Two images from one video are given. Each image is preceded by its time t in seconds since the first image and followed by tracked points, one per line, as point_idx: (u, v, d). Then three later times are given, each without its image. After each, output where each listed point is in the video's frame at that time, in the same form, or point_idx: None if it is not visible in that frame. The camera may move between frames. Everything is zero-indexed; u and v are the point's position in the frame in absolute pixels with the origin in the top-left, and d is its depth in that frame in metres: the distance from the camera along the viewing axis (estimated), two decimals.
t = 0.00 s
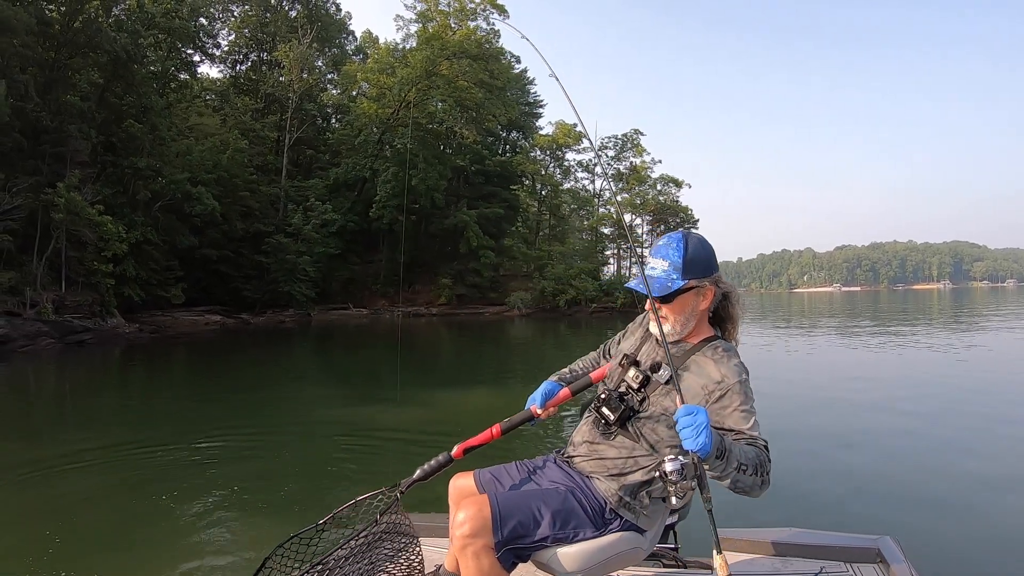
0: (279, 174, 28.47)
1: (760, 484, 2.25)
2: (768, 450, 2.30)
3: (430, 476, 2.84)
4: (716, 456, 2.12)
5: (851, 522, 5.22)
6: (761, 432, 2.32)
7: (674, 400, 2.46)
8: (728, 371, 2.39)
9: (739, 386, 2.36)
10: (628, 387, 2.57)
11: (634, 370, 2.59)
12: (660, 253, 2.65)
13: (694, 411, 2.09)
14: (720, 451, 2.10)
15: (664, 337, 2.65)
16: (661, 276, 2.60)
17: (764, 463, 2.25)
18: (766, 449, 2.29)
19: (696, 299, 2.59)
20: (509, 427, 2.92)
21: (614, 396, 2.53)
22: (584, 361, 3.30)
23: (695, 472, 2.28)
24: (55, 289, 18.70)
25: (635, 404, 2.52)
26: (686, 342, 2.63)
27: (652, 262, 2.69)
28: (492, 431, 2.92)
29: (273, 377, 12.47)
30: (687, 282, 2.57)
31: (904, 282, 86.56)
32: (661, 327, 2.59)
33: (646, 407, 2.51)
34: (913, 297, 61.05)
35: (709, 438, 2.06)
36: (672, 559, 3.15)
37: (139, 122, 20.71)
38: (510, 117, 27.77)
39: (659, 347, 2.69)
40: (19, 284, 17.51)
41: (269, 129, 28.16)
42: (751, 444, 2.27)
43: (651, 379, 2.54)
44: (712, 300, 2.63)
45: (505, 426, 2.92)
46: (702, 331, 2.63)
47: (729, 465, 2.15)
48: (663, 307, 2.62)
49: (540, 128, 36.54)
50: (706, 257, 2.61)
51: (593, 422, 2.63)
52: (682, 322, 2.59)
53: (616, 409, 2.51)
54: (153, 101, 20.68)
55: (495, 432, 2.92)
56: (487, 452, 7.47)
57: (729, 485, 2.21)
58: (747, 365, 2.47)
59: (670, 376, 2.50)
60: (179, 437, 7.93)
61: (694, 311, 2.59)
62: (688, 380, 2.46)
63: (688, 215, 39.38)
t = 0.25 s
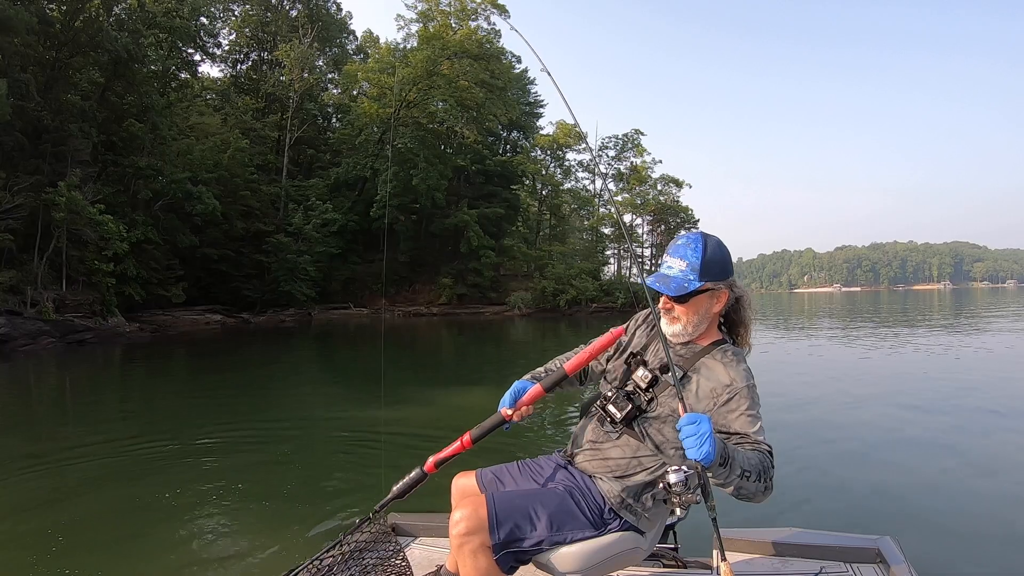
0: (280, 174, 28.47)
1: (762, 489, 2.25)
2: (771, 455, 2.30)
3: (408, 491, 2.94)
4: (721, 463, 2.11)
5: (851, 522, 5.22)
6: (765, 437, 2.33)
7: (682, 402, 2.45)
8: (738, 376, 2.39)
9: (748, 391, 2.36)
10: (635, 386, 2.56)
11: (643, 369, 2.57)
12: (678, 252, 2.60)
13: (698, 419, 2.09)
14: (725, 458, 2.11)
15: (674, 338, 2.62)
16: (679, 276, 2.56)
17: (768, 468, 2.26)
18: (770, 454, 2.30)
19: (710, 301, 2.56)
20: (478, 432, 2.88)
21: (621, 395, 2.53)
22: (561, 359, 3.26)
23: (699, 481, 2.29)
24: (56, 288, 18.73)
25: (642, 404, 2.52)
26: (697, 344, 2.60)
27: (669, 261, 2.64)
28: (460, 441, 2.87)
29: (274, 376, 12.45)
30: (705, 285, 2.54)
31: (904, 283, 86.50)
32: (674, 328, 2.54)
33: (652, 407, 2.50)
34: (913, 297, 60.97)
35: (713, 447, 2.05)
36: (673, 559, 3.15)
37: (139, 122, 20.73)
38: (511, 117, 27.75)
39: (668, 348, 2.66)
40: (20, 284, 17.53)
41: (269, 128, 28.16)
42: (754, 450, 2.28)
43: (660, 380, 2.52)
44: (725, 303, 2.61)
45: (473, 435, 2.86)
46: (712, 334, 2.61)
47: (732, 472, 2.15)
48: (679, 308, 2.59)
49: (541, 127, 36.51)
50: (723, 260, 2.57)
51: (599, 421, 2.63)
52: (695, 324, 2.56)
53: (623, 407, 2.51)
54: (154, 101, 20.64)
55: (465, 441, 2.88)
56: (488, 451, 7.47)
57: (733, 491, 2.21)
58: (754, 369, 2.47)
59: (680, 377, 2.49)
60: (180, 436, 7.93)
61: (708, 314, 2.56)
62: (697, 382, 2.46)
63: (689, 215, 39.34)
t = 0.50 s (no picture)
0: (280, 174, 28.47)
1: (767, 485, 2.26)
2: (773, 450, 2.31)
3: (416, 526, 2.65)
4: (728, 467, 2.11)
5: (850, 522, 5.23)
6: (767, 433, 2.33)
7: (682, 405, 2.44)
8: (736, 373, 2.38)
9: (746, 388, 2.35)
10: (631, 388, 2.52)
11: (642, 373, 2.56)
12: (666, 250, 2.59)
13: (707, 423, 2.07)
14: (733, 460, 2.10)
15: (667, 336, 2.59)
16: (667, 273, 2.54)
17: (772, 464, 2.26)
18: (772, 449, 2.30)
19: (700, 298, 2.55)
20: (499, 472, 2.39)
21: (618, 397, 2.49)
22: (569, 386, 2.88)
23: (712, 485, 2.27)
24: (57, 288, 18.74)
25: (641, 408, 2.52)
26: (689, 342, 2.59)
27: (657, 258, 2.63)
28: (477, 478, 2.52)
29: (274, 376, 12.45)
30: (695, 281, 2.52)
31: (904, 283, 86.50)
32: (665, 326, 2.52)
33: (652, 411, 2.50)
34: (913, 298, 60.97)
35: (722, 451, 2.04)
36: (671, 559, 3.16)
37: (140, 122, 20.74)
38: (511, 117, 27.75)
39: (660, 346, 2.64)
40: (21, 283, 17.54)
41: (269, 128, 28.16)
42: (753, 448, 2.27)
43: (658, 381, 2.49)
44: (715, 299, 2.60)
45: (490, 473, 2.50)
46: (704, 331, 2.60)
47: (740, 472, 2.14)
48: (668, 306, 2.56)
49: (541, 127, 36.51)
50: (712, 255, 2.55)
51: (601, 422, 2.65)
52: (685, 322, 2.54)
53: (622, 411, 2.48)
54: (154, 101, 20.66)
55: (481, 483, 2.41)
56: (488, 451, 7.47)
57: (740, 490, 2.21)
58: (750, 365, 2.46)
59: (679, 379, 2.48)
60: (180, 436, 7.95)
61: (698, 310, 2.55)
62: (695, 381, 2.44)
63: (689, 215, 39.34)
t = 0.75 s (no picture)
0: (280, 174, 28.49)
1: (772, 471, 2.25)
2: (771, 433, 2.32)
3: None
4: (735, 462, 2.10)
5: (850, 522, 5.23)
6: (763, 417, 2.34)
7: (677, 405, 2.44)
8: (723, 363, 2.38)
9: (735, 376, 2.36)
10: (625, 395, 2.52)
11: (632, 378, 2.54)
12: (633, 250, 2.59)
13: (717, 419, 2.07)
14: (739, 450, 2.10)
15: (645, 336, 2.57)
16: (635, 273, 2.53)
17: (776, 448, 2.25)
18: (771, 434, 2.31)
19: (671, 294, 2.54)
20: (512, 527, 2.23)
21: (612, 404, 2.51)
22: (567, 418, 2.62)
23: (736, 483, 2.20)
24: (58, 288, 18.75)
25: (636, 411, 2.51)
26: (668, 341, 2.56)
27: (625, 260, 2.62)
28: (492, 534, 2.30)
29: (274, 376, 12.48)
30: (663, 277, 2.53)
31: (904, 283, 86.50)
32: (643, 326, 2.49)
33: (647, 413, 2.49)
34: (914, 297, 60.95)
35: (733, 446, 2.04)
36: (670, 558, 3.16)
37: (140, 122, 20.75)
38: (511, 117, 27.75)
39: (641, 349, 2.60)
40: (22, 284, 17.54)
41: (269, 129, 28.17)
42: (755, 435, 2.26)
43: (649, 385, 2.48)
44: (688, 294, 2.59)
45: (505, 529, 2.26)
46: (683, 327, 2.59)
47: (748, 464, 2.15)
48: (640, 306, 2.54)
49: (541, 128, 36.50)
50: (679, 250, 2.56)
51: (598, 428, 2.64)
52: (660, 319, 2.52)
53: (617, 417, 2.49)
54: (154, 101, 20.67)
55: (495, 536, 2.28)
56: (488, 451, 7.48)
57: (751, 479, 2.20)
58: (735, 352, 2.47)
59: (669, 379, 2.46)
60: (180, 435, 7.98)
61: (671, 306, 2.54)
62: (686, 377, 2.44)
63: (689, 215, 39.36)
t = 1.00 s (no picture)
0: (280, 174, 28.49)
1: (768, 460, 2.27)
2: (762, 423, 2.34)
3: None
4: (742, 465, 2.12)
5: (850, 522, 5.23)
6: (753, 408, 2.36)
7: (667, 406, 2.41)
8: (707, 359, 2.37)
9: (722, 369, 2.37)
10: (613, 400, 2.49)
11: (618, 383, 2.49)
12: (602, 253, 2.65)
13: (725, 422, 2.08)
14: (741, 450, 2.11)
15: (624, 339, 2.58)
16: (606, 275, 2.58)
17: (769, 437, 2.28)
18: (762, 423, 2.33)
19: (645, 294, 2.55)
20: None
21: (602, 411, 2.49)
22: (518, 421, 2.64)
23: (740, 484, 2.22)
24: (58, 289, 18.75)
25: (626, 416, 2.45)
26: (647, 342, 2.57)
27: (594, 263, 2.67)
28: None
29: (274, 377, 12.48)
30: (634, 279, 2.54)
31: (904, 283, 86.52)
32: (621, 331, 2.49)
33: (638, 416, 2.44)
34: (913, 297, 60.95)
35: (741, 449, 2.06)
36: (670, 558, 3.16)
37: (140, 123, 20.76)
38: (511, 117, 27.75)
39: (622, 352, 2.60)
40: (22, 285, 17.54)
41: (270, 129, 28.17)
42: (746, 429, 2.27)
43: (637, 389, 2.46)
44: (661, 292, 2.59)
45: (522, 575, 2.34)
46: (660, 325, 2.58)
47: (750, 459, 2.16)
48: (615, 308, 2.55)
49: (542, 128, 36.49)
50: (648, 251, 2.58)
51: (588, 435, 2.57)
52: (635, 321, 2.53)
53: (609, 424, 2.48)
54: (154, 102, 20.69)
55: None
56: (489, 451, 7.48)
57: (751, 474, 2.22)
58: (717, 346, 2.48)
59: (655, 381, 2.44)
60: (181, 435, 7.99)
61: (646, 306, 2.54)
62: (672, 377, 2.44)
63: (689, 215, 39.37)
